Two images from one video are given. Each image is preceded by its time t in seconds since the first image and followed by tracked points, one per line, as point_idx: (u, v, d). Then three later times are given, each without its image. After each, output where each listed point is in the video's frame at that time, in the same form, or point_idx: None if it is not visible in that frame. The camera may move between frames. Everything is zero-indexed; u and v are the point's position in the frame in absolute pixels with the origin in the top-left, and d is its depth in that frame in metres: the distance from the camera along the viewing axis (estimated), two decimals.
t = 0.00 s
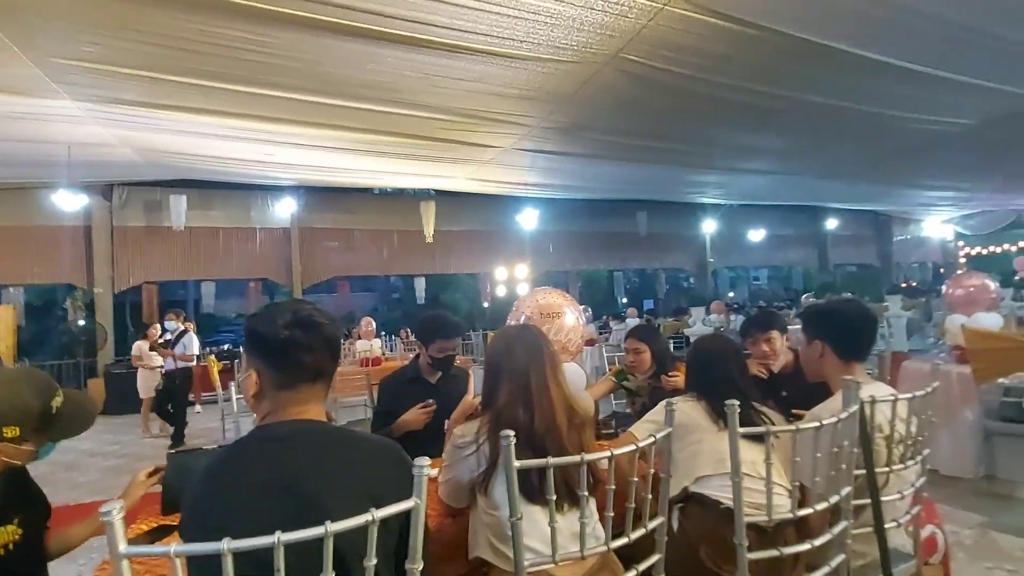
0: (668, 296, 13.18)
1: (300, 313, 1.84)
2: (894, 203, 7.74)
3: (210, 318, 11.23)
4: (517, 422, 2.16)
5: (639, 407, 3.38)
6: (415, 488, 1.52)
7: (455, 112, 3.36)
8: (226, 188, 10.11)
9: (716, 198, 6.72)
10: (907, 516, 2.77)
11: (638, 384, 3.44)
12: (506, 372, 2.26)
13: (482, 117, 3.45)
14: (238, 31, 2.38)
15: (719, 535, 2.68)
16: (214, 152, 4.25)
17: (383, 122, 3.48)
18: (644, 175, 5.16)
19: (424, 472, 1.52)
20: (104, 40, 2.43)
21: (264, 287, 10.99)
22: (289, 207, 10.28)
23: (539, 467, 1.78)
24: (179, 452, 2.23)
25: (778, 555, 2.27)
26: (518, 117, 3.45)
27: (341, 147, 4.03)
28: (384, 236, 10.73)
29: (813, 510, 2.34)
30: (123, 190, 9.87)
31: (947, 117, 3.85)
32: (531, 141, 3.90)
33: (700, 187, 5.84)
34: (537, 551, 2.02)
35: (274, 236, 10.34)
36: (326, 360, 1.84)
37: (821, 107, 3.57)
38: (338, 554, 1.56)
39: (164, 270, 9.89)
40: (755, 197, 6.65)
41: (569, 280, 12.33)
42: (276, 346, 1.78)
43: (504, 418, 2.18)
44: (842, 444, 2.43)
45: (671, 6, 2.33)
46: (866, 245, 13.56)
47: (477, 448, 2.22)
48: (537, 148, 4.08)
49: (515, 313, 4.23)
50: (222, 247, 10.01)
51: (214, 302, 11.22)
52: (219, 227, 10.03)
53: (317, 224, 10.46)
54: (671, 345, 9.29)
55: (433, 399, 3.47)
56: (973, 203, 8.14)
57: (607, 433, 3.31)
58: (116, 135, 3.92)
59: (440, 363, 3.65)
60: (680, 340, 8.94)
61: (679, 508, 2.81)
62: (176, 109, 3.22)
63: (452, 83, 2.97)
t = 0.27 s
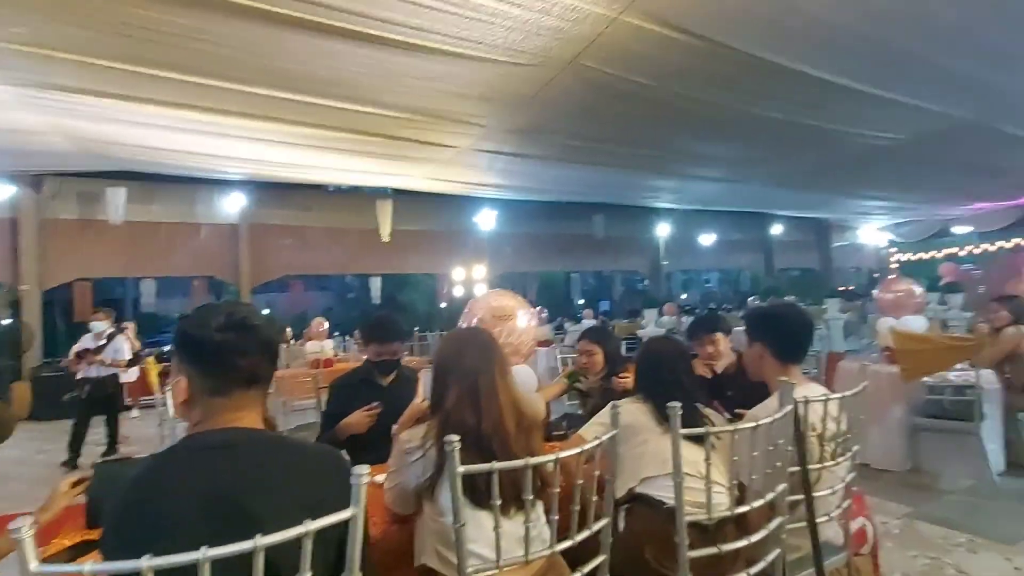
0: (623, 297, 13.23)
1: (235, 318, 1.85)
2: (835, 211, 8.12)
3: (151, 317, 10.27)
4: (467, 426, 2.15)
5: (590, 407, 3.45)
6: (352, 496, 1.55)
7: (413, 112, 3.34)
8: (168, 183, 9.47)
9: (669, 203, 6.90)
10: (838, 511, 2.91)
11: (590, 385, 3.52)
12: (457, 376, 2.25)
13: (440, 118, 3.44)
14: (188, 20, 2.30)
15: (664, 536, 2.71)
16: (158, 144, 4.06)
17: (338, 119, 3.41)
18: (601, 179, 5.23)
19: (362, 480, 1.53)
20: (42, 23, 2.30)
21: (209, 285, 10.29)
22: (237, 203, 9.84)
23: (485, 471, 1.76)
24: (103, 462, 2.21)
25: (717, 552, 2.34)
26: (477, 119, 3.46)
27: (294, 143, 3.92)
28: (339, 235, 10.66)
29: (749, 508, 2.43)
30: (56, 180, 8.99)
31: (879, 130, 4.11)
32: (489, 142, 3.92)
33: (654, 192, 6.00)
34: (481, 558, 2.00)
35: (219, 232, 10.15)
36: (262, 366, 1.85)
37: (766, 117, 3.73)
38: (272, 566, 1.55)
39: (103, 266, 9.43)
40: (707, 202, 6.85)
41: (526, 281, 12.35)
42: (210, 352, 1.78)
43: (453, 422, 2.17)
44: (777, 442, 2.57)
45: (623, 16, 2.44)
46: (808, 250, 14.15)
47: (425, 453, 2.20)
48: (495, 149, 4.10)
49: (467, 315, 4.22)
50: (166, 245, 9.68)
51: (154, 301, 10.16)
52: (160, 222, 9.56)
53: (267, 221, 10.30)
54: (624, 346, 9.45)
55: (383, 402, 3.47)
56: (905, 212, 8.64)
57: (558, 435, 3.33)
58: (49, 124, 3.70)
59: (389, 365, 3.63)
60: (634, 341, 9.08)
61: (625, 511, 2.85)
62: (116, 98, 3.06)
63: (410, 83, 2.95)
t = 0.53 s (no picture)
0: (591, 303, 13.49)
1: (180, 319, 1.65)
2: (794, 223, 8.38)
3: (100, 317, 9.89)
4: (422, 433, 2.08)
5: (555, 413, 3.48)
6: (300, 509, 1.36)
7: (381, 115, 3.29)
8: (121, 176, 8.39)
9: (637, 211, 6.93)
10: (786, 515, 2.96)
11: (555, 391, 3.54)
12: (414, 382, 2.19)
13: (408, 122, 3.40)
14: (147, 12, 2.21)
15: (619, 544, 2.65)
16: (110, 139, 3.88)
17: (303, 119, 3.33)
18: (569, 188, 5.27)
19: (312, 493, 1.34)
20: None
21: (162, 287, 9.50)
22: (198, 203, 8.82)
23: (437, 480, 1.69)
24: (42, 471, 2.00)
25: (669, 558, 2.35)
26: (446, 124, 3.44)
27: (257, 142, 3.81)
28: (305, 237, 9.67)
29: (701, 515, 2.45)
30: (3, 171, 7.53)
31: (830, 146, 4.30)
32: (458, 148, 3.89)
33: (621, 201, 6.03)
34: (434, 568, 1.94)
35: (178, 234, 8.87)
36: (212, 372, 1.65)
37: (726, 131, 3.85)
38: None
39: (42, 266, 8.02)
40: (673, 212, 6.97)
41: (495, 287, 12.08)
42: (152, 357, 1.58)
43: (409, 429, 2.10)
44: (728, 449, 2.59)
45: (591, 27, 2.49)
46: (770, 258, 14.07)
47: (379, 462, 2.12)
48: (464, 155, 4.06)
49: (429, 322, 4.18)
50: (116, 245, 8.42)
51: (103, 301, 9.69)
52: (115, 221, 8.37)
53: (235, 220, 9.22)
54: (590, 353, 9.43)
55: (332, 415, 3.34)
56: (856, 226, 9.00)
57: (520, 442, 3.28)
58: None
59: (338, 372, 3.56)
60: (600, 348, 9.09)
61: (583, 518, 2.80)
62: (66, 90, 2.92)
63: (378, 85, 2.92)
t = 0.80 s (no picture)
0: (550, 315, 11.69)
1: (105, 324, 1.55)
2: (748, 236, 8.61)
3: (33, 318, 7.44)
4: (368, 442, 2.01)
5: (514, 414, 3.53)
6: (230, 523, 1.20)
7: (341, 116, 3.23)
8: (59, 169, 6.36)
9: (598, 222, 6.98)
10: (732, 521, 3.03)
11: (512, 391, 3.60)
12: (361, 390, 2.12)
13: (369, 124, 3.35)
14: None
15: (564, 556, 2.52)
16: (49, 131, 3.66)
17: (260, 117, 3.23)
18: (531, 196, 5.28)
19: (243, 506, 1.20)
20: None
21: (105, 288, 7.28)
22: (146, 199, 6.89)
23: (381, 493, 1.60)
24: None
25: (617, 566, 2.35)
26: (410, 128, 3.40)
27: (210, 139, 3.67)
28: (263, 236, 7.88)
29: (649, 522, 2.47)
30: None
31: (779, 164, 4.47)
32: (421, 152, 3.85)
33: (582, 210, 6.07)
34: None
35: (120, 229, 7.03)
36: (139, 379, 1.57)
37: (683, 145, 3.95)
38: None
39: None
40: (633, 223, 7.04)
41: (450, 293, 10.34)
42: (73, 363, 1.48)
43: (355, 438, 2.02)
44: (675, 457, 2.58)
45: (555, 39, 2.51)
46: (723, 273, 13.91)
47: (324, 472, 2.03)
48: (426, 160, 4.02)
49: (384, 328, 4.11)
50: (59, 241, 6.63)
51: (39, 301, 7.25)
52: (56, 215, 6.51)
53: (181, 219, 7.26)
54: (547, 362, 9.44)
55: (264, 440, 3.16)
56: (805, 240, 9.34)
57: (473, 452, 3.23)
58: None
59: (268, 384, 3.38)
60: (558, 356, 9.03)
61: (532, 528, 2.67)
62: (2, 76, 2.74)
63: (340, 86, 2.86)
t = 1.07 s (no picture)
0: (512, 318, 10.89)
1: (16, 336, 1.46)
2: (700, 244, 8.82)
3: None
4: (310, 455, 1.84)
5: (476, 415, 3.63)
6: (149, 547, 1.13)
7: (295, 115, 3.15)
8: None
9: (556, 227, 7.01)
10: (679, 525, 3.08)
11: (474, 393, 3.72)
12: (303, 399, 1.94)
13: (324, 125, 3.27)
14: None
15: (516, 565, 2.34)
16: None
17: (209, 114, 3.11)
18: (490, 201, 5.27)
19: (162, 530, 1.13)
20: None
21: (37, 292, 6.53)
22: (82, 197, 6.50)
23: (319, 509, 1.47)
24: None
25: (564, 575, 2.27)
26: (367, 130, 3.35)
27: (154, 135, 3.50)
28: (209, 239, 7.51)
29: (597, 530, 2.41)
30: None
31: (728, 175, 4.62)
32: (378, 154, 3.79)
33: (540, 216, 6.09)
34: None
35: (54, 228, 6.53)
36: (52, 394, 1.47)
37: (638, 154, 4.03)
38: None
39: None
40: (590, 229, 7.10)
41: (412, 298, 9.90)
42: None
43: (296, 452, 1.84)
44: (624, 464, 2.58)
45: (514, 46, 2.52)
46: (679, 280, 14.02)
47: (259, 489, 1.83)
48: (383, 162, 3.96)
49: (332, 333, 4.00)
50: None
51: None
52: None
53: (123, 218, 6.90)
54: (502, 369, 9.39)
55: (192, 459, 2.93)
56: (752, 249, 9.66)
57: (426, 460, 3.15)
58: None
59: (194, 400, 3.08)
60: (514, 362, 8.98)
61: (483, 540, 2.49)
62: None
63: (295, 85, 2.79)
